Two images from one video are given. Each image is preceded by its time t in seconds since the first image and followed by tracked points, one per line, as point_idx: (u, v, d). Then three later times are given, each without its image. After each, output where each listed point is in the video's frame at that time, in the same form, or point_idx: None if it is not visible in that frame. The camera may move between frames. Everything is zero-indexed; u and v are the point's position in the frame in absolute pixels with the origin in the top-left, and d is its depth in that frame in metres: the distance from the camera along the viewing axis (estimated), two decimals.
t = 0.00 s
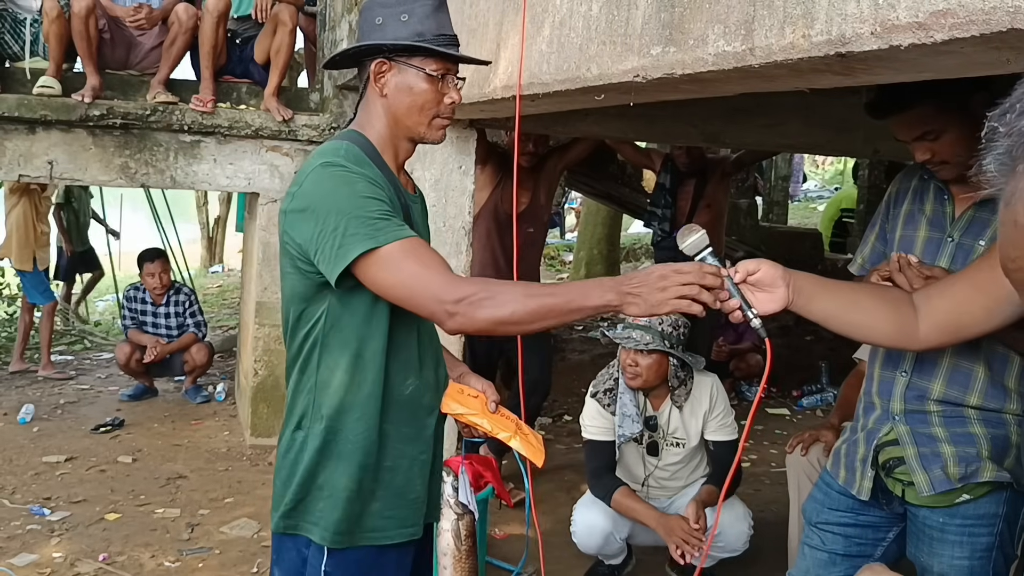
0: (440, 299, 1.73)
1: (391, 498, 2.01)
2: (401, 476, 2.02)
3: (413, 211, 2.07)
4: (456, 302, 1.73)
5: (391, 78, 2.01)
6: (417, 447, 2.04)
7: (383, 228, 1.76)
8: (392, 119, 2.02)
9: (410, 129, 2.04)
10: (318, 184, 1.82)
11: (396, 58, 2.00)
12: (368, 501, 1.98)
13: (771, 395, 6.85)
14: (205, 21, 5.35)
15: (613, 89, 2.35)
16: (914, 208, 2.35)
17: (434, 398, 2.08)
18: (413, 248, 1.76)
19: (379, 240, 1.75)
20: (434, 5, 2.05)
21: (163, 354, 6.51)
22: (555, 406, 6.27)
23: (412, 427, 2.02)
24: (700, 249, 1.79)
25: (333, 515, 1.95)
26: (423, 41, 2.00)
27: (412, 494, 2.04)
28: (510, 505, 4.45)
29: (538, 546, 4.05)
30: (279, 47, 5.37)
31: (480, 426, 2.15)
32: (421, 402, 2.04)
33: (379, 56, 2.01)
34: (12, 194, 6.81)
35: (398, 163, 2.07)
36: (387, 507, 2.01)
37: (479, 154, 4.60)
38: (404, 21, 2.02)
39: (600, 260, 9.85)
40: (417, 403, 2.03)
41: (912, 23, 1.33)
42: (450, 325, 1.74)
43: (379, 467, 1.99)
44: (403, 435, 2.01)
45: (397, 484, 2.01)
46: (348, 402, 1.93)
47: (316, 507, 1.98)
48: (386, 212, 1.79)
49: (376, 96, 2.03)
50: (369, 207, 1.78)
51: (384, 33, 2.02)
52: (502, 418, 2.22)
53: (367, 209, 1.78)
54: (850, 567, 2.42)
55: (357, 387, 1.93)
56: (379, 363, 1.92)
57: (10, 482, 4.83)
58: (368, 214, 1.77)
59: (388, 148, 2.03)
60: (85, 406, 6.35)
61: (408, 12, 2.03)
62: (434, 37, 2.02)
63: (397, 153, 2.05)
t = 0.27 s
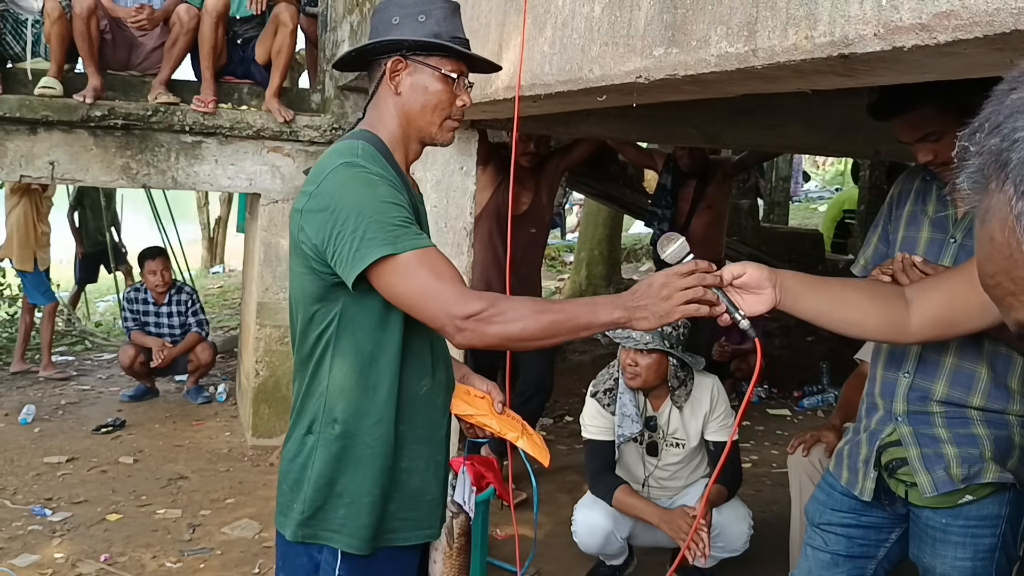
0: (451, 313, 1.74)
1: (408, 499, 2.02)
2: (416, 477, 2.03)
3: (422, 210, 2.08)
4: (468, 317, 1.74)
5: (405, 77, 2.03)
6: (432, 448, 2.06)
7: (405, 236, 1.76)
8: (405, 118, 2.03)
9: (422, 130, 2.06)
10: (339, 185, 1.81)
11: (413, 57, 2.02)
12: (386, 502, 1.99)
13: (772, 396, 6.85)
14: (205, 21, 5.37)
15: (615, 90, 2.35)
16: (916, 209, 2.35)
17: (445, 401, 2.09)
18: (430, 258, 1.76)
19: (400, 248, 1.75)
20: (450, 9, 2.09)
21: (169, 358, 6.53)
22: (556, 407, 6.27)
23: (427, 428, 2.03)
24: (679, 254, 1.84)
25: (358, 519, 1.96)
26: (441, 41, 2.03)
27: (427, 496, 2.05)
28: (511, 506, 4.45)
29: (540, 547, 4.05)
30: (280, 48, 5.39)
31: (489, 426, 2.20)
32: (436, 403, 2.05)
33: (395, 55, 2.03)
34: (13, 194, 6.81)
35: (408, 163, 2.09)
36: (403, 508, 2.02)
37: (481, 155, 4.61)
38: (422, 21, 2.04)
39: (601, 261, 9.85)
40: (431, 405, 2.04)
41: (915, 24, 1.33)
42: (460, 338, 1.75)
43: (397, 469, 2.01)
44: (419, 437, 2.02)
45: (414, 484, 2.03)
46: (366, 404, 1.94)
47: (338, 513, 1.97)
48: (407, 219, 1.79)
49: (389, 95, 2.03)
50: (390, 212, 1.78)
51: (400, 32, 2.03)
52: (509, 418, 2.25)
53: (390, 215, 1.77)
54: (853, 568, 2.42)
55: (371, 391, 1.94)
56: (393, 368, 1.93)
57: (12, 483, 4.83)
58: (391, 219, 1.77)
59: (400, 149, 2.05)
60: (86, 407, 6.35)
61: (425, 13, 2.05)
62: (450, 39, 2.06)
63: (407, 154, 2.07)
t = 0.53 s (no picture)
0: (397, 332, 1.74)
1: (414, 498, 2.03)
2: (421, 477, 2.03)
3: (431, 210, 2.07)
4: (415, 336, 1.74)
5: (411, 79, 2.02)
6: (436, 448, 2.06)
7: (381, 246, 1.76)
8: (411, 120, 2.03)
9: (429, 131, 2.04)
10: (335, 187, 1.82)
11: (417, 59, 2.02)
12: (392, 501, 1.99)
13: (775, 395, 6.84)
14: (207, 21, 5.37)
15: (620, 89, 2.35)
16: (921, 208, 2.35)
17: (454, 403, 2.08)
18: (402, 270, 1.76)
19: (374, 257, 1.75)
20: (457, 10, 2.08)
21: (171, 355, 6.52)
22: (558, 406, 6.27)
23: (430, 429, 2.03)
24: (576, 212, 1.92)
25: (366, 519, 1.95)
26: (445, 42, 2.02)
27: (431, 495, 2.05)
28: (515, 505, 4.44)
29: (543, 546, 4.05)
30: (280, 47, 5.39)
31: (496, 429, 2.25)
32: (442, 405, 2.05)
33: (399, 58, 2.03)
34: (16, 193, 6.82)
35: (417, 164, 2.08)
36: (409, 506, 2.02)
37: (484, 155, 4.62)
38: (426, 23, 2.04)
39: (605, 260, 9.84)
40: (436, 407, 2.03)
41: (920, 23, 1.33)
42: (408, 357, 1.75)
43: (403, 468, 2.01)
44: (423, 438, 2.02)
45: (419, 484, 2.03)
46: (371, 406, 1.93)
47: (348, 515, 1.96)
48: (389, 227, 1.78)
49: (397, 97, 2.04)
50: (374, 219, 1.78)
51: (406, 34, 2.04)
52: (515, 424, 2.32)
53: (373, 222, 1.77)
54: (858, 567, 2.41)
55: (373, 393, 1.93)
56: (392, 370, 1.93)
57: (15, 482, 4.84)
58: (373, 227, 1.76)
59: (408, 150, 2.04)
60: (89, 406, 6.36)
61: (431, 14, 2.06)
62: (455, 39, 2.04)
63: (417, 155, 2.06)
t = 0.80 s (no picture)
0: (349, 328, 1.80)
1: (414, 493, 2.03)
2: (420, 472, 2.04)
3: (443, 210, 2.06)
4: (366, 332, 1.80)
5: (413, 81, 2.01)
6: (438, 443, 2.05)
7: (343, 242, 1.80)
8: (414, 121, 2.02)
9: (429, 133, 2.01)
10: (315, 184, 1.88)
11: (417, 61, 1.99)
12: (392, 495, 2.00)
13: (786, 393, 6.82)
14: (220, 20, 5.38)
15: (632, 87, 2.35)
16: (935, 205, 2.34)
17: (456, 398, 2.08)
18: (361, 266, 1.81)
19: (337, 253, 1.80)
20: (459, 8, 2.01)
21: (184, 352, 6.54)
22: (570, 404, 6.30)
23: (429, 424, 2.03)
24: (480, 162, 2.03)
25: (360, 511, 1.95)
26: (440, 45, 1.96)
27: (433, 491, 2.05)
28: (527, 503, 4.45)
29: (555, 544, 4.05)
30: (292, 47, 5.40)
31: (505, 432, 2.10)
32: (441, 400, 2.04)
33: (402, 60, 2.02)
34: (30, 191, 6.87)
35: (426, 165, 2.06)
36: (411, 501, 2.03)
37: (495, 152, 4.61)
38: (426, 25, 2.01)
39: (616, 258, 9.83)
40: (435, 402, 2.03)
41: (935, 20, 1.32)
42: (361, 351, 1.81)
43: (403, 463, 2.02)
44: (422, 432, 2.03)
45: (420, 478, 2.03)
46: (364, 400, 1.95)
47: (342, 507, 1.97)
48: (355, 224, 1.82)
49: (403, 100, 2.04)
50: (343, 213, 1.82)
51: (410, 37, 2.03)
52: (531, 428, 2.16)
53: (339, 218, 1.81)
54: (870, 566, 2.41)
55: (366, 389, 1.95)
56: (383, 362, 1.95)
57: (29, 478, 4.88)
58: (338, 224, 1.81)
59: (414, 151, 2.03)
60: (102, 403, 6.40)
61: (433, 15, 2.01)
62: (454, 41, 1.97)
63: (422, 156, 2.04)
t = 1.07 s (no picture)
0: (327, 321, 1.85)
1: (409, 487, 2.01)
2: (418, 466, 2.01)
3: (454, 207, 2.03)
4: (342, 324, 1.83)
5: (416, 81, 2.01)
6: (436, 439, 2.02)
7: (326, 238, 1.85)
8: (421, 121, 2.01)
9: (432, 131, 1.99)
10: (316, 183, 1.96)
11: (418, 61, 1.98)
12: (386, 487, 2.00)
13: (802, 392, 6.79)
14: (236, 19, 5.40)
15: (648, 84, 2.34)
16: (953, 202, 2.32)
17: (454, 393, 2.03)
18: (342, 262, 1.84)
19: (320, 249, 1.85)
20: (458, 5, 1.97)
21: (200, 349, 6.58)
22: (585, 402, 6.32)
23: (427, 418, 2.01)
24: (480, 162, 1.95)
25: (350, 499, 1.98)
26: (435, 46, 1.95)
27: (430, 485, 2.02)
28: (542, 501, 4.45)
29: (570, 542, 4.05)
30: (309, 44, 5.41)
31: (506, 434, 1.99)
32: (437, 395, 2.01)
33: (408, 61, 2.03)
34: (47, 189, 6.92)
35: (439, 161, 2.04)
36: (407, 495, 2.01)
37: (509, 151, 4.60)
38: (426, 25, 1.99)
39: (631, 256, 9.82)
40: (430, 396, 2.01)
41: (953, 16, 1.31)
42: (339, 344, 1.86)
43: (398, 456, 2.00)
44: (419, 426, 2.01)
45: (415, 472, 2.01)
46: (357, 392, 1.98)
47: (336, 493, 2.02)
48: (338, 220, 1.85)
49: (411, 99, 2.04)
50: (327, 208, 1.86)
51: (414, 38, 2.02)
52: (534, 430, 2.03)
53: (323, 215, 1.86)
54: (887, 565, 2.40)
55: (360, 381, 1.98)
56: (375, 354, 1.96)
57: (47, 475, 4.93)
58: (322, 221, 1.85)
59: (423, 148, 2.02)
60: (119, 400, 6.46)
61: (432, 15, 1.99)
62: (447, 40, 1.94)
63: (432, 152, 2.03)
